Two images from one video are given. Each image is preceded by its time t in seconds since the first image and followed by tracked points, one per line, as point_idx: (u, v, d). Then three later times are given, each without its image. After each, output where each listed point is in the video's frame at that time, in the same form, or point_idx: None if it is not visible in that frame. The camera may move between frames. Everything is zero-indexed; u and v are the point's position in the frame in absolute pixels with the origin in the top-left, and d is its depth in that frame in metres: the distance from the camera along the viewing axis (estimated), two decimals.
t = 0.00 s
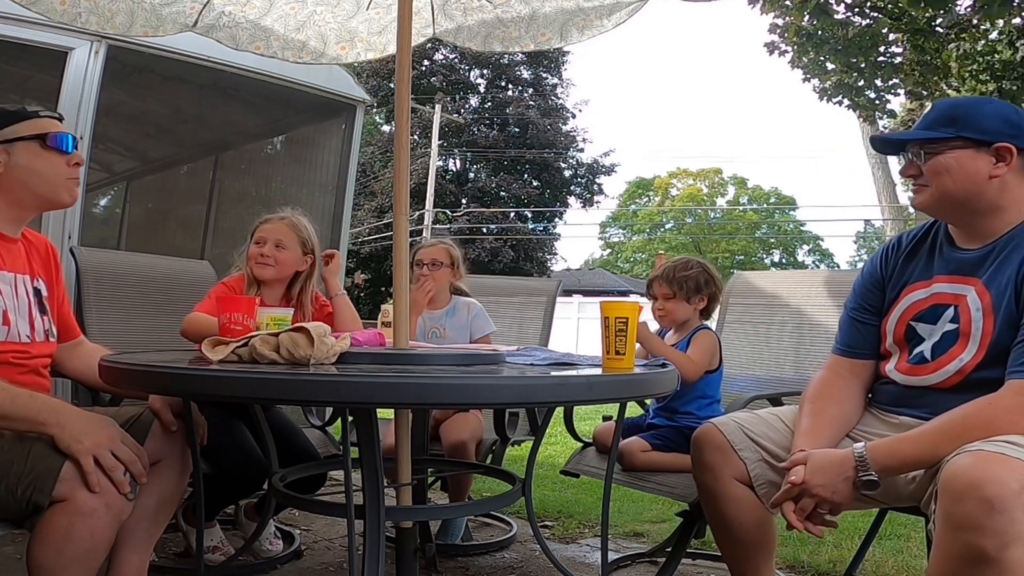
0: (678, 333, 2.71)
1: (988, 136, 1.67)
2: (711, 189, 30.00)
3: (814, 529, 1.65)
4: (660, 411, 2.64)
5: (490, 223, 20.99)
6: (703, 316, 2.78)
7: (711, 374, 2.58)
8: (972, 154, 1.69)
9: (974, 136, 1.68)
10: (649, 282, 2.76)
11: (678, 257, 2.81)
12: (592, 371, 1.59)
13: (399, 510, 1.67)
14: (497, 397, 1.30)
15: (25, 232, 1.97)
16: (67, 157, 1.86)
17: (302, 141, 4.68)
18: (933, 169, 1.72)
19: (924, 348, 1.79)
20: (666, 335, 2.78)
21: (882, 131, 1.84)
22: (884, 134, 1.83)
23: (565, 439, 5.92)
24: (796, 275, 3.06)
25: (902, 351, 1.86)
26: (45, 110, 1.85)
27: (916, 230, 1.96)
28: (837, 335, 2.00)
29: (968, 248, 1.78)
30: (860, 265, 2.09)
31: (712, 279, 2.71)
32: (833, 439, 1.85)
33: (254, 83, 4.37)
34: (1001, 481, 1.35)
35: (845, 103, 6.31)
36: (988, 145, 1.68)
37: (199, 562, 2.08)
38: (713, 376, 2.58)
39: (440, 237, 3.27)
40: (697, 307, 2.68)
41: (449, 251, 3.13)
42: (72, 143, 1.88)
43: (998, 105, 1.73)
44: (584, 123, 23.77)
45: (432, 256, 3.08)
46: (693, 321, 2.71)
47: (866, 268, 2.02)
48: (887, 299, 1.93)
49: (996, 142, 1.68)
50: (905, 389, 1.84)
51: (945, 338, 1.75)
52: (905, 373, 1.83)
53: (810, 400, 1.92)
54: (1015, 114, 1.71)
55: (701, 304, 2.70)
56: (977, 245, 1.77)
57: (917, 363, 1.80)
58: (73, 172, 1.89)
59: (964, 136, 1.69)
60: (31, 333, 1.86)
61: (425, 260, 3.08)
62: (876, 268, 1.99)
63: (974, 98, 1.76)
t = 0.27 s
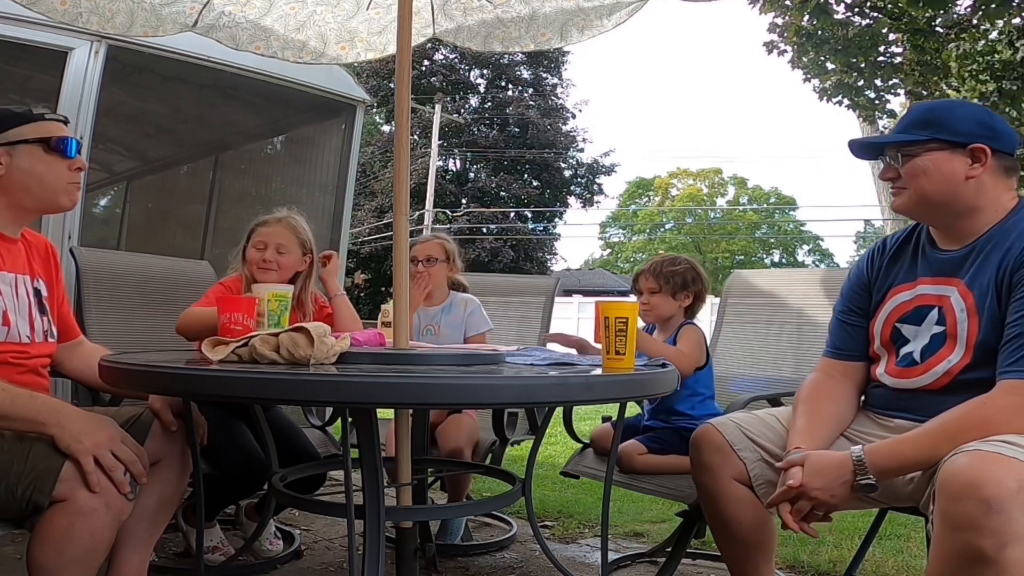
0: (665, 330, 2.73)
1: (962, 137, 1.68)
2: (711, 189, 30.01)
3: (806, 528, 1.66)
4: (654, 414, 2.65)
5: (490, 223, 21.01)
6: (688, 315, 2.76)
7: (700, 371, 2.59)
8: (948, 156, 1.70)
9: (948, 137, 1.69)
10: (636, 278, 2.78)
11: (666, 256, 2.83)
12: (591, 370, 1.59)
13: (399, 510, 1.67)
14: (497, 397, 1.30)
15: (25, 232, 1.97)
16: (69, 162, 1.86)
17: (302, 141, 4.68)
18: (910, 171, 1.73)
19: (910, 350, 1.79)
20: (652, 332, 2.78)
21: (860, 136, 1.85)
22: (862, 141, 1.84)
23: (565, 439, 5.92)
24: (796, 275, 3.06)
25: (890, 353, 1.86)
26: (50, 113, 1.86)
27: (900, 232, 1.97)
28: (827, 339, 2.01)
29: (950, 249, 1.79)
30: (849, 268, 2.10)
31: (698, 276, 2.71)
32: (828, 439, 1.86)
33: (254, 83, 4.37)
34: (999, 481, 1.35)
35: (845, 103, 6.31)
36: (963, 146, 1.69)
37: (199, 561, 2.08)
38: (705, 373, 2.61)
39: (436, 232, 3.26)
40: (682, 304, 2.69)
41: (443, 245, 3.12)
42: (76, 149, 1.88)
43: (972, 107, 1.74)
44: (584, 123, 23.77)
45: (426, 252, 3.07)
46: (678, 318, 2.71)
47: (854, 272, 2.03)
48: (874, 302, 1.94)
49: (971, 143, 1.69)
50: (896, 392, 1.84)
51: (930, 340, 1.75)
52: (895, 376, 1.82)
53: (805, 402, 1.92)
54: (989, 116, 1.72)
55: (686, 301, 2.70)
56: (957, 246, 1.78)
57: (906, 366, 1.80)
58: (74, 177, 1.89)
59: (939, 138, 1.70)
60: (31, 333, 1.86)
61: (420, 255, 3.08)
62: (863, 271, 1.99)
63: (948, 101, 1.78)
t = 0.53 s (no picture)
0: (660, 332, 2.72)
1: (939, 139, 1.69)
2: (711, 188, 30.01)
3: (798, 527, 1.67)
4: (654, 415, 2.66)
5: (490, 223, 21.01)
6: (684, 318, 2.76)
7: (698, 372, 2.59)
8: (926, 158, 1.69)
9: (926, 140, 1.69)
10: (634, 276, 2.78)
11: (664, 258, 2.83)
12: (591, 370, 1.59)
13: (399, 510, 1.67)
14: (495, 397, 1.30)
15: (25, 232, 1.97)
16: (68, 162, 1.86)
17: (302, 141, 4.68)
18: (891, 175, 1.72)
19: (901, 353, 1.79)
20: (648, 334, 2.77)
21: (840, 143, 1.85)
22: (841, 147, 1.84)
23: (565, 439, 5.92)
24: (796, 275, 3.06)
25: (881, 356, 1.86)
26: (51, 114, 1.87)
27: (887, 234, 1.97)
28: (820, 342, 2.02)
29: (935, 250, 1.79)
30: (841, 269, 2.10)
31: (694, 279, 2.72)
32: (823, 437, 1.86)
33: (254, 83, 4.37)
34: (994, 480, 1.35)
35: (844, 103, 6.16)
36: (940, 148, 1.69)
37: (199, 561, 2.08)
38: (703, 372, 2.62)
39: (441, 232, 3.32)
40: (678, 306, 2.69)
41: (450, 244, 3.16)
42: (76, 151, 1.88)
43: (947, 108, 1.75)
44: (584, 123, 23.76)
45: (432, 250, 3.12)
46: (673, 319, 2.71)
47: (844, 274, 2.03)
48: (863, 304, 1.94)
49: (948, 145, 1.69)
50: (888, 394, 1.84)
51: (920, 341, 1.75)
52: (887, 378, 1.82)
53: (800, 402, 1.92)
54: (965, 116, 1.72)
55: (682, 303, 2.70)
56: (941, 247, 1.78)
57: (898, 368, 1.80)
58: (74, 178, 1.89)
59: (917, 141, 1.70)
60: (31, 333, 1.86)
61: (426, 252, 3.12)
62: (852, 274, 2.00)
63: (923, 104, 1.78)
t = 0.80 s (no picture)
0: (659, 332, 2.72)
1: (934, 136, 1.69)
2: (711, 188, 30.01)
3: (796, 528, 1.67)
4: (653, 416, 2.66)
5: (490, 223, 21.02)
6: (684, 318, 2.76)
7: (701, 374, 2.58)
8: (921, 156, 1.70)
9: (920, 137, 1.69)
10: (635, 277, 2.79)
11: (664, 258, 2.83)
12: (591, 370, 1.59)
13: (399, 510, 1.67)
14: (494, 397, 1.29)
15: (25, 232, 1.97)
16: (63, 156, 1.86)
17: (302, 141, 4.68)
18: (886, 173, 1.73)
19: (899, 353, 1.80)
20: (648, 334, 2.77)
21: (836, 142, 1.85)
22: (837, 147, 1.84)
23: (565, 439, 5.92)
24: (796, 275, 3.06)
25: (880, 356, 1.86)
26: (41, 110, 1.85)
27: (885, 234, 1.97)
28: (817, 341, 2.02)
29: (931, 250, 1.79)
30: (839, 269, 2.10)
31: (696, 280, 2.72)
32: (821, 437, 1.86)
33: (254, 83, 4.37)
34: (991, 481, 1.34)
35: (844, 103, 6.10)
36: (935, 146, 1.69)
37: (199, 562, 2.08)
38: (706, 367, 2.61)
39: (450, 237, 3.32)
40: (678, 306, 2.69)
41: (460, 249, 3.15)
42: (68, 142, 1.87)
43: (942, 106, 1.75)
44: (584, 123, 23.75)
45: (442, 255, 3.11)
46: (672, 320, 2.71)
47: (841, 275, 2.03)
48: (861, 304, 1.94)
49: (942, 142, 1.69)
50: (888, 394, 1.84)
51: (917, 341, 1.75)
52: (887, 379, 1.82)
53: (798, 402, 1.92)
54: (960, 115, 1.72)
55: (682, 303, 2.70)
56: (938, 247, 1.78)
57: (897, 369, 1.80)
58: (70, 171, 1.88)
59: (912, 139, 1.70)
60: (31, 333, 1.86)
61: (436, 258, 3.12)
62: (850, 274, 2.00)
63: (918, 102, 1.78)
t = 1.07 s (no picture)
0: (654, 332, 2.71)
1: (942, 135, 1.68)
2: (711, 188, 30.00)
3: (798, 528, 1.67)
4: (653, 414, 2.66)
5: (490, 223, 21.03)
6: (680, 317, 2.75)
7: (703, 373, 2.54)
8: (929, 154, 1.69)
9: (928, 136, 1.69)
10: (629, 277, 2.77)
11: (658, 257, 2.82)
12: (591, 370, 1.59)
13: (399, 510, 1.67)
14: (495, 397, 1.29)
15: (24, 233, 1.97)
16: (60, 152, 1.86)
17: (302, 141, 4.68)
18: (893, 172, 1.72)
19: (904, 353, 1.80)
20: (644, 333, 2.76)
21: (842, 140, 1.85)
22: (844, 145, 1.84)
23: (565, 439, 5.92)
24: (796, 275, 3.06)
25: (884, 356, 1.86)
26: (35, 108, 1.86)
27: (891, 234, 1.97)
28: (821, 341, 2.02)
29: (939, 249, 1.79)
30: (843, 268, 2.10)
31: (692, 280, 2.71)
32: (823, 437, 1.86)
33: (254, 83, 4.37)
34: (992, 481, 1.34)
35: (844, 103, 6.10)
36: (943, 144, 1.69)
37: (199, 562, 2.08)
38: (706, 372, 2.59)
39: (456, 239, 3.31)
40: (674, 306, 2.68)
41: (466, 251, 3.14)
42: (64, 138, 1.87)
43: (949, 105, 1.75)
44: (584, 123, 23.76)
45: (448, 258, 3.11)
46: (668, 319, 2.70)
47: (846, 274, 2.03)
48: (866, 304, 1.94)
49: (950, 141, 1.69)
50: (891, 393, 1.84)
51: (923, 340, 1.75)
52: (890, 378, 1.82)
53: (800, 401, 1.92)
54: (967, 113, 1.72)
55: (678, 303, 2.69)
56: (946, 246, 1.78)
57: (901, 368, 1.80)
58: (68, 167, 1.88)
59: (919, 137, 1.70)
60: (31, 333, 1.86)
61: (441, 260, 3.12)
62: (855, 274, 2.00)
63: (924, 101, 1.78)
